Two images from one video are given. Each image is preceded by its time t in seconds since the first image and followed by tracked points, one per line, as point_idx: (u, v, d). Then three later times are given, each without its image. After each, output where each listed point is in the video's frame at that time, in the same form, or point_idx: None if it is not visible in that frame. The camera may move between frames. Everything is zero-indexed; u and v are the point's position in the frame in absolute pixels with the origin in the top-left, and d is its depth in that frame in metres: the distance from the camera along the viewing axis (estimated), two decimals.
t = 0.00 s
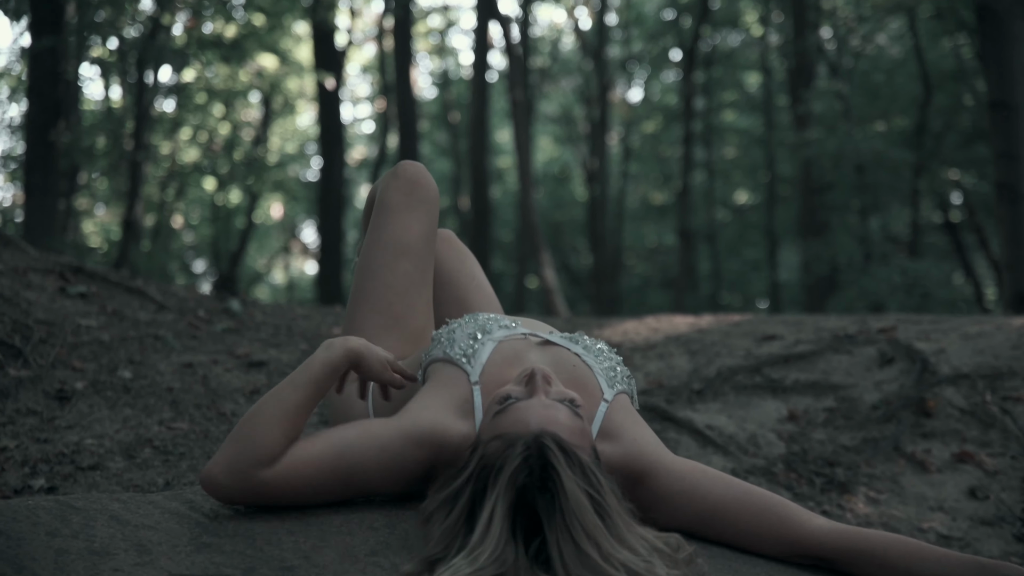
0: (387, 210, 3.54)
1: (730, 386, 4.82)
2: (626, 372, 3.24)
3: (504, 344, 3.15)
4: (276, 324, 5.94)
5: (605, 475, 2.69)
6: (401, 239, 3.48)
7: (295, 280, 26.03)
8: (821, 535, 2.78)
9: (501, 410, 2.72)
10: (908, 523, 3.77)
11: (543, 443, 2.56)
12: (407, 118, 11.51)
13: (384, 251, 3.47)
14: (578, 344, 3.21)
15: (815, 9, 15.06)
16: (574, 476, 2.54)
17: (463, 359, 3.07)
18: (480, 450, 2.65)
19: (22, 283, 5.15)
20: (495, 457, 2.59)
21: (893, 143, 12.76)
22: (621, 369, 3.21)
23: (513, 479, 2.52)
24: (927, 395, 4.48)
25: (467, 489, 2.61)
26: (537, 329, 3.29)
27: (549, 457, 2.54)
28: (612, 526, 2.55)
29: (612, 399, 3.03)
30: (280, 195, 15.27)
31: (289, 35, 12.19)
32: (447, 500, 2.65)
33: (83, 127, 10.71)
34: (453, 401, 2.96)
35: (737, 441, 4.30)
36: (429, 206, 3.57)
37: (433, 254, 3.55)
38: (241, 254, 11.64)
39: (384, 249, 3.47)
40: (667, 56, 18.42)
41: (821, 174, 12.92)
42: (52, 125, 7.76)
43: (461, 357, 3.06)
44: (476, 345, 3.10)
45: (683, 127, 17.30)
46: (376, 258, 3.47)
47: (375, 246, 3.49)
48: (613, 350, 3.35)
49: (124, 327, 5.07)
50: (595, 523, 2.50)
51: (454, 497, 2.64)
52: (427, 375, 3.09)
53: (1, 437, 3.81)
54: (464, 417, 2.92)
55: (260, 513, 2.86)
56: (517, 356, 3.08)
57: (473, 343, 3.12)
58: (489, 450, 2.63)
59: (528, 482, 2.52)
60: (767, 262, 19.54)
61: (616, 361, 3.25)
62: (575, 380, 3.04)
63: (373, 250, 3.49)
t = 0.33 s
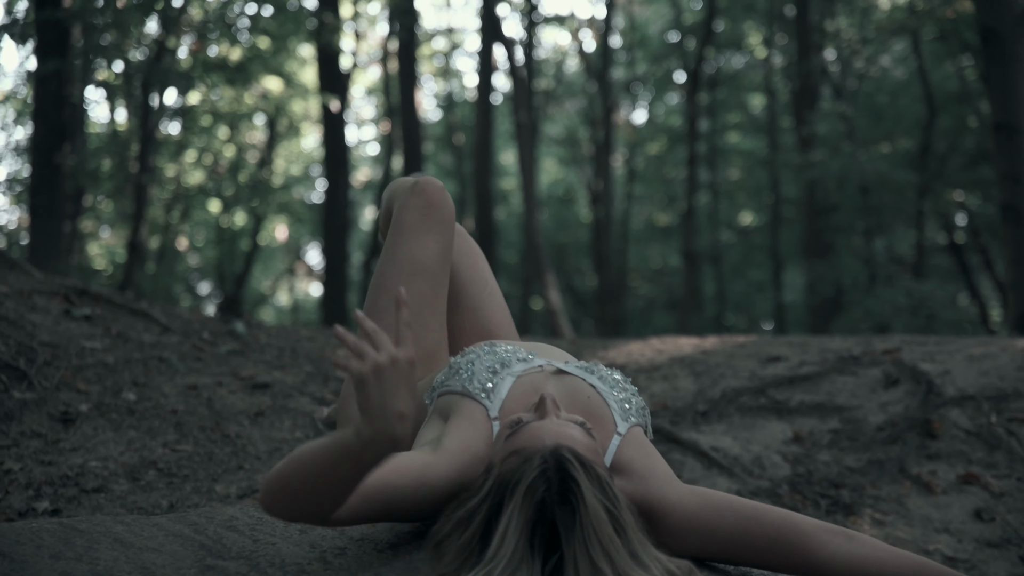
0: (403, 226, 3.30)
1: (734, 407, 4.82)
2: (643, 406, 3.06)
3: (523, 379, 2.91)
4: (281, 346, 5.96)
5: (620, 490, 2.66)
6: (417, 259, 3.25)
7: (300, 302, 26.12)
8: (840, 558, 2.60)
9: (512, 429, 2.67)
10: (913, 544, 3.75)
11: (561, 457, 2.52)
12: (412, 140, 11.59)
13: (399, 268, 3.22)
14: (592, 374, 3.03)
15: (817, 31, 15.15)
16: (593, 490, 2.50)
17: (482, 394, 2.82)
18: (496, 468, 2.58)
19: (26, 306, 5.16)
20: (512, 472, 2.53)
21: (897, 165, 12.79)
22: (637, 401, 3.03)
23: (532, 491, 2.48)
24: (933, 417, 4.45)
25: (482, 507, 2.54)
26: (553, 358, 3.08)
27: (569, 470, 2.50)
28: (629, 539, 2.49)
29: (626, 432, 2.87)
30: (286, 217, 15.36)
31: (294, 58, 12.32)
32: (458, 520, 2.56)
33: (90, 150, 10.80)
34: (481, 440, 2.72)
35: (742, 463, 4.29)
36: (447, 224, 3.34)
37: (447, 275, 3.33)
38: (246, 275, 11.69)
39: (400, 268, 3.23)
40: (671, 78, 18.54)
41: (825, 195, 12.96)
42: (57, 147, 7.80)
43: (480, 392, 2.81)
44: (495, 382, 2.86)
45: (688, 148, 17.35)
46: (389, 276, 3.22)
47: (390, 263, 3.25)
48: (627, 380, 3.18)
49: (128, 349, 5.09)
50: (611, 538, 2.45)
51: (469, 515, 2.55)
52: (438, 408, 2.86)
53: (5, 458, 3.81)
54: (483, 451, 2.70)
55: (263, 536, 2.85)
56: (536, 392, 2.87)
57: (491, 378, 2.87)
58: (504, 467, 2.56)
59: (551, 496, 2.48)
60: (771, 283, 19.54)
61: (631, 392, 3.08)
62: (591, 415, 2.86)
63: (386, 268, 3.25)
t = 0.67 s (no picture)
0: (422, 232, 3.17)
1: (737, 420, 4.81)
2: (648, 423, 2.93)
3: (535, 399, 2.84)
4: (283, 359, 5.97)
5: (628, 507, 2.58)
6: (438, 269, 3.12)
7: (303, 316, 26.16)
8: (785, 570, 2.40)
9: (522, 449, 2.62)
10: (916, 557, 3.73)
11: (575, 470, 2.46)
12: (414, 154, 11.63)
13: (417, 280, 3.10)
14: (599, 394, 2.91)
15: (819, 45, 15.20)
16: (607, 502, 2.43)
17: (493, 415, 2.76)
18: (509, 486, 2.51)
19: (29, 319, 5.17)
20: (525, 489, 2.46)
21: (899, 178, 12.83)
22: (641, 419, 2.90)
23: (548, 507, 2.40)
24: (935, 430, 4.44)
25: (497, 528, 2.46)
26: (560, 377, 2.98)
27: (584, 482, 2.44)
28: (644, 550, 2.40)
29: (628, 452, 2.76)
30: (288, 230, 15.38)
31: (296, 71, 12.40)
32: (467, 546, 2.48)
33: (92, 164, 10.85)
34: (495, 461, 2.66)
35: (744, 476, 4.28)
36: (469, 231, 3.20)
37: (468, 286, 3.21)
38: (248, 287, 11.73)
39: (418, 279, 3.10)
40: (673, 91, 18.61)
41: (827, 208, 12.98)
42: (60, 161, 7.80)
43: (490, 412, 2.76)
44: (506, 401, 2.80)
45: (689, 160, 17.37)
46: (405, 286, 3.10)
47: (409, 272, 3.12)
48: (631, 398, 3.04)
49: (130, 362, 5.09)
50: (628, 549, 2.36)
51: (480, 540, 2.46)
52: (443, 420, 2.78)
53: (6, 472, 3.80)
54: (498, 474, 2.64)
55: (266, 549, 2.84)
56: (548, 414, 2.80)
57: (501, 397, 2.81)
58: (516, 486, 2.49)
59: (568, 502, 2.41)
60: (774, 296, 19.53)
61: (635, 408, 2.94)
62: (596, 438, 2.75)
63: (403, 277, 3.13)
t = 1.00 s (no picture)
0: (457, 253, 3.07)
1: (740, 437, 4.81)
2: (650, 437, 2.93)
3: (537, 416, 2.83)
4: (286, 375, 5.96)
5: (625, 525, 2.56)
6: (468, 296, 3.04)
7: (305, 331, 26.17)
8: None
9: (515, 470, 2.60)
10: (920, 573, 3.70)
11: (564, 490, 2.45)
12: (418, 169, 11.68)
13: (443, 306, 3.04)
14: (601, 412, 2.91)
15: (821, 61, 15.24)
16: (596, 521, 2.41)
17: (496, 430, 2.76)
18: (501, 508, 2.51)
19: (32, 335, 5.18)
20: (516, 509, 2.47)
21: (902, 195, 12.89)
22: (642, 434, 2.90)
23: (537, 526, 2.38)
24: (939, 446, 4.41)
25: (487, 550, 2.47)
26: (562, 396, 2.99)
27: (573, 500, 2.43)
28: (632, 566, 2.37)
29: (626, 468, 2.75)
30: (291, 247, 15.43)
31: (300, 88, 12.50)
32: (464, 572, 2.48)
33: (95, 181, 10.89)
34: (496, 474, 2.65)
35: (748, 493, 4.27)
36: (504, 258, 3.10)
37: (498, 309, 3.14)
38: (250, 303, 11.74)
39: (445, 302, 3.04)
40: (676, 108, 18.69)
41: (830, 225, 13.00)
42: (64, 177, 7.82)
43: (492, 426, 2.76)
44: (508, 416, 2.80)
45: (692, 177, 17.44)
46: (430, 310, 3.05)
47: (437, 293, 3.06)
48: (633, 413, 3.05)
49: (133, 378, 5.09)
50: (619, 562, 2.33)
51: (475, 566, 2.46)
52: (446, 433, 2.79)
53: (9, 488, 3.81)
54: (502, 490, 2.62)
55: (268, 566, 2.83)
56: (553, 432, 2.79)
57: (503, 413, 2.80)
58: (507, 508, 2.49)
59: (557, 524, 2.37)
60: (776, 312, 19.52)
61: (635, 424, 2.95)
62: (593, 454, 2.75)
63: (429, 296, 3.07)
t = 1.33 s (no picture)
0: (486, 273, 2.78)
1: (740, 454, 4.81)
2: (655, 456, 2.89)
3: (542, 429, 2.75)
4: (286, 392, 5.95)
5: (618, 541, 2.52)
6: (494, 322, 2.78)
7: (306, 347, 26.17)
8: None
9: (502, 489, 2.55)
10: None
11: (547, 510, 2.43)
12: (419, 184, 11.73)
13: (466, 331, 2.76)
14: (604, 430, 2.85)
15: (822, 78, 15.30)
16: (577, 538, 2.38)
17: (500, 441, 2.67)
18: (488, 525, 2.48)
19: (32, 351, 5.17)
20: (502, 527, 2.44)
21: (903, 212, 12.92)
22: (648, 454, 2.84)
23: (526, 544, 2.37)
24: (940, 465, 4.41)
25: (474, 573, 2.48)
26: (568, 415, 2.90)
27: (555, 521, 2.41)
28: None
29: (630, 485, 2.70)
30: (291, 262, 15.46)
31: (301, 104, 12.57)
32: None
33: (96, 196, 10.92)
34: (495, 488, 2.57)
35: (748, 510, 4.26)
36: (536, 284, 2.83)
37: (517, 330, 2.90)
38: (250, 317, 11.75)
39: (468, 326, 2.76)
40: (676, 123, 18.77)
41: (831, 242, 13.03)
42: (65, 193, 7.84)
43: (498, 438, 2.67)
44: (512, 429, 2.70)
45: (693, 193, 17.50)
46: (450, 336, 2.77)
47: (460, 313, 2.77)
48: (638, 435, 3.00)
49: (133, 394, 5.09)
50: None
51: None
52: (451, 447, 2.66)
53: (8, 506, 3.80)
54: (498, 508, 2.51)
55: None
56: (556, 448, 2.71)
57: (508, 425, 2.70)
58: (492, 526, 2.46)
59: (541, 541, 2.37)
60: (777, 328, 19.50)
61: (640, 443, 2.89)
62: (593, 472, 2.70)
63: (450, 314, 2.79)
